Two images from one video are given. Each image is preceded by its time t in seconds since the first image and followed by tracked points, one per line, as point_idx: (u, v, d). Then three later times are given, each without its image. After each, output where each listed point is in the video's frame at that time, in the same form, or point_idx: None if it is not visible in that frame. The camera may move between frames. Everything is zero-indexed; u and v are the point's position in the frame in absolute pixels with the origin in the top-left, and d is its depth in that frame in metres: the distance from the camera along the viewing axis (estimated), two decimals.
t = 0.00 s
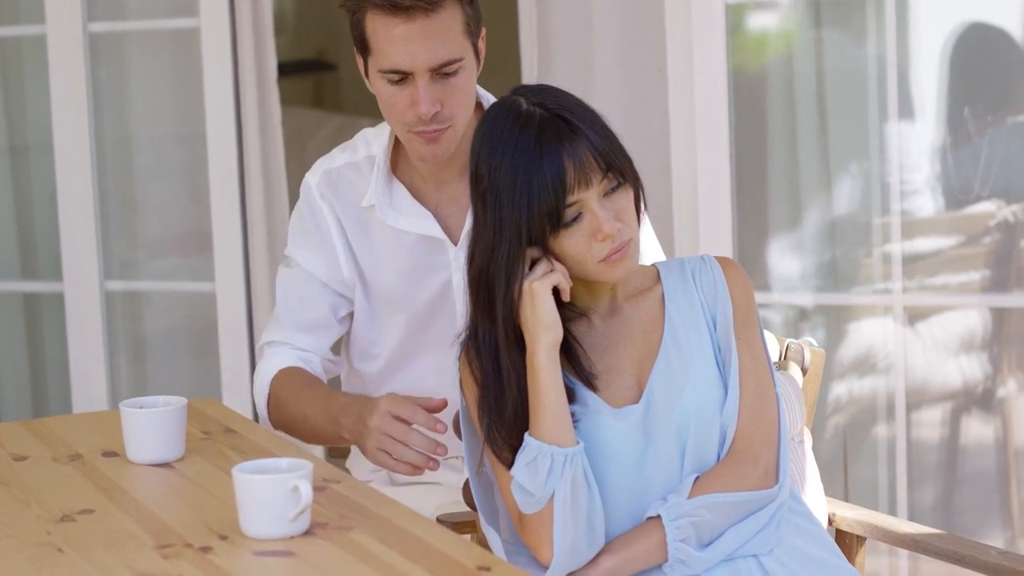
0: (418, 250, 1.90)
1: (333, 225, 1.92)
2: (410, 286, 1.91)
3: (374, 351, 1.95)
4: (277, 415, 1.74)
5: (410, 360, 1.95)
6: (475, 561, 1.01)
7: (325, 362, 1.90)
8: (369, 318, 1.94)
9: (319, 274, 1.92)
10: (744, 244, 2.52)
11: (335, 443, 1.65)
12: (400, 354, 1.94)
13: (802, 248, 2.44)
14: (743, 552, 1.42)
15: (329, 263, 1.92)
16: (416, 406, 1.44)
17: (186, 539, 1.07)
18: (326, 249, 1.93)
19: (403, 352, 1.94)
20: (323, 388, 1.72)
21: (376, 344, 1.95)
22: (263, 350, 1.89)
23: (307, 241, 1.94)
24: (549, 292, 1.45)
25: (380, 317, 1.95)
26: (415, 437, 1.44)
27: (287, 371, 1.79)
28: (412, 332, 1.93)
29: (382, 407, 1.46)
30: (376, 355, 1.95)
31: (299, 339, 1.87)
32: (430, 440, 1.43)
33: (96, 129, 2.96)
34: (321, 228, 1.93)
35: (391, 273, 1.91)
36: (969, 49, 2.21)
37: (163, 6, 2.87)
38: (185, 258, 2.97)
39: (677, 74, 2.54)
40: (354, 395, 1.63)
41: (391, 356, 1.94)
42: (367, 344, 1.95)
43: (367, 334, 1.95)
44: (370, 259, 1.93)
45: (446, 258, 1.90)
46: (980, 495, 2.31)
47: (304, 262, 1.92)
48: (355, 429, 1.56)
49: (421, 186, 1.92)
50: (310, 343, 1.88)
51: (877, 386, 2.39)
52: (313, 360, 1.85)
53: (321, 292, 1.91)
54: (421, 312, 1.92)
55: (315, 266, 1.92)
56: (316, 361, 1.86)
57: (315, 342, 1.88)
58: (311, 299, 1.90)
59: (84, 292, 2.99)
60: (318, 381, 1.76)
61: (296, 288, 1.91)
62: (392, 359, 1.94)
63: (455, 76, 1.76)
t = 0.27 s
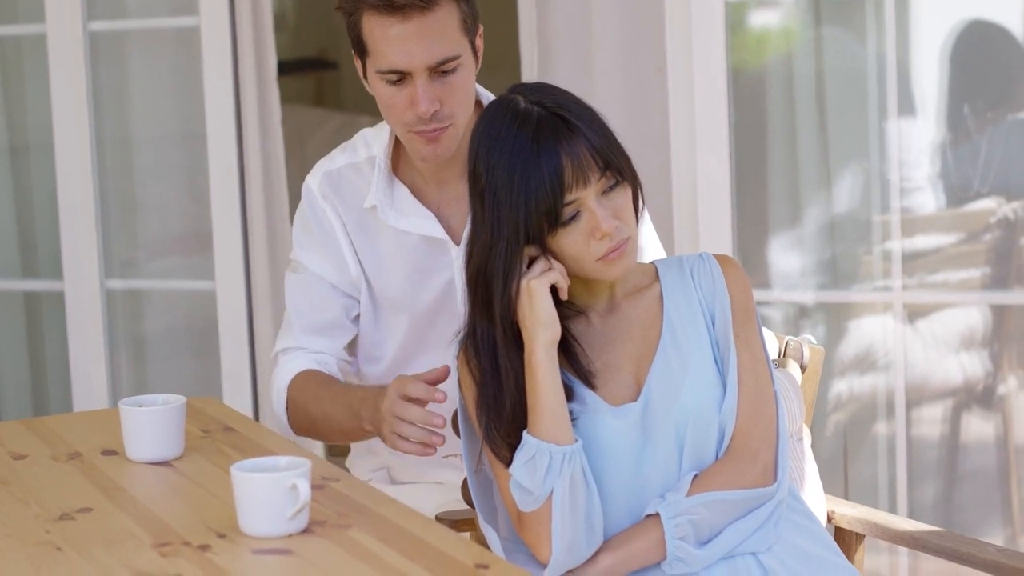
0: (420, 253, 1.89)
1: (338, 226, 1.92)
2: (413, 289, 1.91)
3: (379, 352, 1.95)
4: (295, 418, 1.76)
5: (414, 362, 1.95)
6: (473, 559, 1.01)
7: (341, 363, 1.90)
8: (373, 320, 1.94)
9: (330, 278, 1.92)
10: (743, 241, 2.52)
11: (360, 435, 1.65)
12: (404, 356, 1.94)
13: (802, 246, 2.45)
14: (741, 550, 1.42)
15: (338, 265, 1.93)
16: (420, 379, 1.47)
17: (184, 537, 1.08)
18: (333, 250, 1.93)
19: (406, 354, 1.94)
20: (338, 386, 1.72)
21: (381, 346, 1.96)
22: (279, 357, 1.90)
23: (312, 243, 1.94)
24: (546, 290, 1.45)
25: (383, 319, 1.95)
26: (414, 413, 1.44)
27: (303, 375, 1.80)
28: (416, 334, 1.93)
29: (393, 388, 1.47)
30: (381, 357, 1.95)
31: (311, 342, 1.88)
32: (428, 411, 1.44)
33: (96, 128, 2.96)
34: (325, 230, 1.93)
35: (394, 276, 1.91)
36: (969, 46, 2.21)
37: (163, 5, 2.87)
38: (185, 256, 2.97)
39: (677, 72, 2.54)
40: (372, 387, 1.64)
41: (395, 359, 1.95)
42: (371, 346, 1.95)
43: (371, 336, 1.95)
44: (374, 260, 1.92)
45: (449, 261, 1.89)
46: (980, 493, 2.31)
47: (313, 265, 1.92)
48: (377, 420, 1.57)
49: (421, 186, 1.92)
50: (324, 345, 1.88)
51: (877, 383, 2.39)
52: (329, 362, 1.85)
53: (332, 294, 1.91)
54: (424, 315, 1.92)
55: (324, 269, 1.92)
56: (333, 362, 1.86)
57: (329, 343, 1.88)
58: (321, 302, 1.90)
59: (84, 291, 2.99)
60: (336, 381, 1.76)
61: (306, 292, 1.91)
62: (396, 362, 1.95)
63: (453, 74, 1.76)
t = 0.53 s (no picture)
0: (421, 255, 1.89)
1: (340, 228, 1.91)
2: (414, 292, 1.90)
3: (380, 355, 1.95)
4: (311, 423, 1.76)
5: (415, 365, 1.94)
6: (469, 559, 1.01)
7: (352, 366, 1.89)
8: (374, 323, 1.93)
9: (336, 281, 1.91)
10: (741, 241, 2.52)
11: (374, 433, 1.66)
12: (405, 359, 1.94)
13: (800, 246, 2.45)
14: (738, 550, 1.42)
15: (342, 267, 1.92)
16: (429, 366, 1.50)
17: (180, 537, 1.08)
18: (336, 253, 1.92)
19: (407, 357, 1.94)
20: (351, 389, 1.72)
21: (382, 349, 1.95)
22: (290, 365, 1.89)
23: (314, 246, 1.93)
24: (543, 291, 1.45)
25: (384, 321, 1.94)
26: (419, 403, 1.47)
27: (315, 380, 1.80)
28: (419, 336, 1.93)
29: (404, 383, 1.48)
30: (382, 360, 1.95)
31: (321, 346, 1.86)
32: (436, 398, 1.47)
33: (94, 127, 2.96)
34: (327, 232, 1.92)
35: (395, 278, 1.91)
36: (968, 46, 2.21)
37: (162, 5, 2.87)
38: (184, 256, 2.97)
39: (675, 72, 2.54)
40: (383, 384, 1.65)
41: (397, 362, 1.94)
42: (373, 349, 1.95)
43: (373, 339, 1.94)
44: (376, 262, 1.92)
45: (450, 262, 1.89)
46: (979, 493, 2.31)
47: (317, 269, 1.91)
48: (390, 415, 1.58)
49: (422, 188, 1.92)
50: (334, 348, 1.87)
51: (876, 383, 2.39)
52: (340, 365, 1.85)
53: (340, 298, 1.90)
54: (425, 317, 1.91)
55: (329, 273, 1.91)
56: (343, 366, 1.86)
57: (339, 347, 1.87)
58: (329, 305, 1.89)
59: (83, 292, 2.99)
60: (347, 383, 1.76)
61: (312, 297, 1.90)
62: (397, 364, 1.94)
63: (448, 75, 1.76)
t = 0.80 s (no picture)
0: (423, 259, 1.88)
1: (342, 233, 1.90)
2: (416, 296, 1.90)
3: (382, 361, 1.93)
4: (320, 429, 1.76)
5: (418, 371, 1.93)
6: (467, 561, 1.01)
7: (360, 370, 1.89)
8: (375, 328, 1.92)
9: (340, 287, 1.91)
10: (741, 244, 2.52)
11: (383, 434, 1.66)
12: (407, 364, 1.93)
13: (801, 248, 2.45)
14: (737, 553, 1.42)
15: (345, 272, 1.91)
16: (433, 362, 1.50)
17: (179, 540, 1.08)
18: (338, 257, 1.92)
19: (409, 362, 1.92)
20: (359, 391, 1.71)
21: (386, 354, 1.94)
22: (297, 372, 1.89)
23: (316, 252, 1.93)
24: (541, 292, 1.45)
25: (386, 326, 1.93)
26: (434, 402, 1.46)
27: (324, 387, 1.80)
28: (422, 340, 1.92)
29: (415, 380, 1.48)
30: (387, 365, 1.94)
31: (329, 352, 1.87)
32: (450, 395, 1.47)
33: (95, 129, 2.97)
34: (329, 237, 1.92)
35: (397, 282, 1.90)
36: (968, 49, 2.21)
37: (163, 6, 2.87)
38: (184, 258, 2.97)
39: (675, 74, 2.54)
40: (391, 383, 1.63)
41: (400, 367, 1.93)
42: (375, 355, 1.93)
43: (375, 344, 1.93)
44: (377, 266, 1.91)
45: (453, 266, 1.89)
46: (979, 495, 2.31)
47: (320, 274, 1.91)
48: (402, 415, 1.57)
49: (422, 192, 1.92)
50: (340, 353, 1.87)
51: (876, 385, 2.39)
52: (347, 370, 1.85)
53: (345, 303, 1.90)
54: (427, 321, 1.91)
55: (332, 278, 1.91)
56: (351, 370, 1.86)
57: (345, 352, 1.87)
58: (333, 310, 1.89)
59: (84, 294, 3.00)
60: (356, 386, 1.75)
61: (317, 303, 1.90)
62: (399, 370, 1.93)
63: (446, 78, 1.75)
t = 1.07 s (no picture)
0: (425, 263, 1.88)
1: (343, 238, 1.91)
2: (418, 300, 1.89)
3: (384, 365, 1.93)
4: (326, 433, 1.76)
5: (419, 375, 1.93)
6: (466, 564, 1.01)
7: (364, 375, 1.89)
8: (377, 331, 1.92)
9: (341, 292, 1.90)
10: (742, 247, 2.52)
11: (391, 437, 1.68)
12: (408, 368, 1.92)
13: (801, 251, 2.45)
14: (736, 555, 1.42)
15: (347, 276, 1.91)
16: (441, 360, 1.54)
17: (179, 542, 1.08)
18: (339, 262, 1.92)
19: (410, 367, 1.92)
20: (365, 396, 1.71)
21: (389, 358, 1.94)
22: (301, 378, 1.89)
23: (317, 257, 1.93)
24: (540, 295, 1.46)
25: (388, 330, 1.93)
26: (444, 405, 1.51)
27: (330, 392, 1.78)
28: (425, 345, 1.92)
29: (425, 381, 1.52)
30: (390, 370, 1.93)
31: (333, 357, 1.86)
32: (461, 394, 1.51)
33: (96, 131, 2.97)
34: (330, 242, 1.92)
35: (399, 286, 1.90)
36: (969, 52, 2.21)
37: (163, 9, 2.88)
38: (185, 260, 2.97)
39: (675, 77, 2.54)
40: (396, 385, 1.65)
41: (401, 371, 1.93)
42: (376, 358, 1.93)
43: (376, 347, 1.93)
44: (378, 271, 1.91)
45: (454, 271, 1.88)
46: (980, 498, 2.31)
47: (321, 280, 1.90)
48: (411, 417, 1.59)
49: (422, 197, 1.91)
50: (344, 359, 1.87)
51: (876, 388, 2.40)
52: (352, 375, 1.85)
53: (347, 308, 1.90)
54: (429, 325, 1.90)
55: (334, 282, 1.90)
56: (355, 376, 1.86)
57: (349, 357, 1.87)
58: (336, 316, 1.89)
59: (84, 296, 3.00)
60: (363, 391, 1.74)
61: (319, 309, 1.89)
62: (401, 374, 1.93)
63: (443, 84, 1.75)
